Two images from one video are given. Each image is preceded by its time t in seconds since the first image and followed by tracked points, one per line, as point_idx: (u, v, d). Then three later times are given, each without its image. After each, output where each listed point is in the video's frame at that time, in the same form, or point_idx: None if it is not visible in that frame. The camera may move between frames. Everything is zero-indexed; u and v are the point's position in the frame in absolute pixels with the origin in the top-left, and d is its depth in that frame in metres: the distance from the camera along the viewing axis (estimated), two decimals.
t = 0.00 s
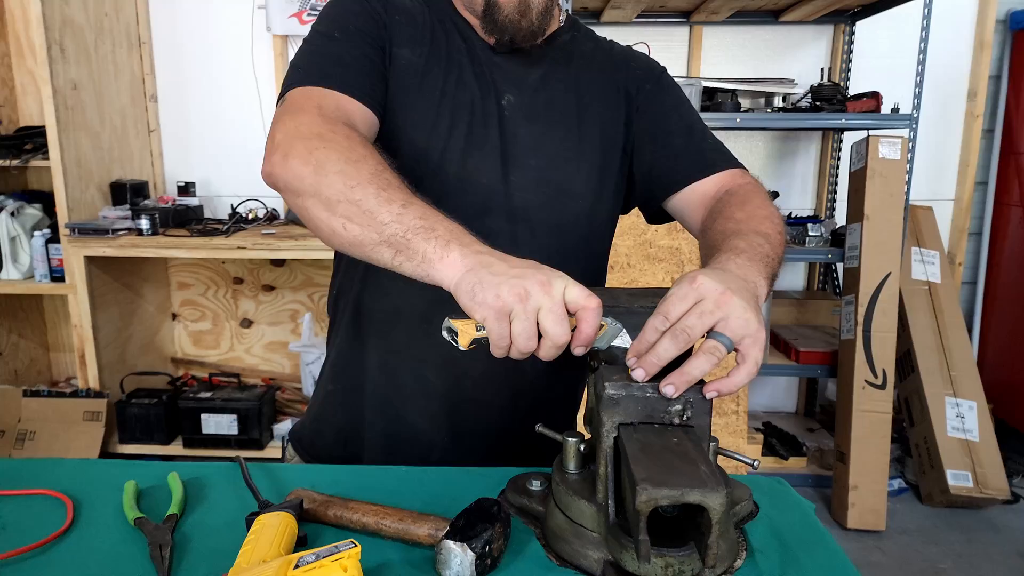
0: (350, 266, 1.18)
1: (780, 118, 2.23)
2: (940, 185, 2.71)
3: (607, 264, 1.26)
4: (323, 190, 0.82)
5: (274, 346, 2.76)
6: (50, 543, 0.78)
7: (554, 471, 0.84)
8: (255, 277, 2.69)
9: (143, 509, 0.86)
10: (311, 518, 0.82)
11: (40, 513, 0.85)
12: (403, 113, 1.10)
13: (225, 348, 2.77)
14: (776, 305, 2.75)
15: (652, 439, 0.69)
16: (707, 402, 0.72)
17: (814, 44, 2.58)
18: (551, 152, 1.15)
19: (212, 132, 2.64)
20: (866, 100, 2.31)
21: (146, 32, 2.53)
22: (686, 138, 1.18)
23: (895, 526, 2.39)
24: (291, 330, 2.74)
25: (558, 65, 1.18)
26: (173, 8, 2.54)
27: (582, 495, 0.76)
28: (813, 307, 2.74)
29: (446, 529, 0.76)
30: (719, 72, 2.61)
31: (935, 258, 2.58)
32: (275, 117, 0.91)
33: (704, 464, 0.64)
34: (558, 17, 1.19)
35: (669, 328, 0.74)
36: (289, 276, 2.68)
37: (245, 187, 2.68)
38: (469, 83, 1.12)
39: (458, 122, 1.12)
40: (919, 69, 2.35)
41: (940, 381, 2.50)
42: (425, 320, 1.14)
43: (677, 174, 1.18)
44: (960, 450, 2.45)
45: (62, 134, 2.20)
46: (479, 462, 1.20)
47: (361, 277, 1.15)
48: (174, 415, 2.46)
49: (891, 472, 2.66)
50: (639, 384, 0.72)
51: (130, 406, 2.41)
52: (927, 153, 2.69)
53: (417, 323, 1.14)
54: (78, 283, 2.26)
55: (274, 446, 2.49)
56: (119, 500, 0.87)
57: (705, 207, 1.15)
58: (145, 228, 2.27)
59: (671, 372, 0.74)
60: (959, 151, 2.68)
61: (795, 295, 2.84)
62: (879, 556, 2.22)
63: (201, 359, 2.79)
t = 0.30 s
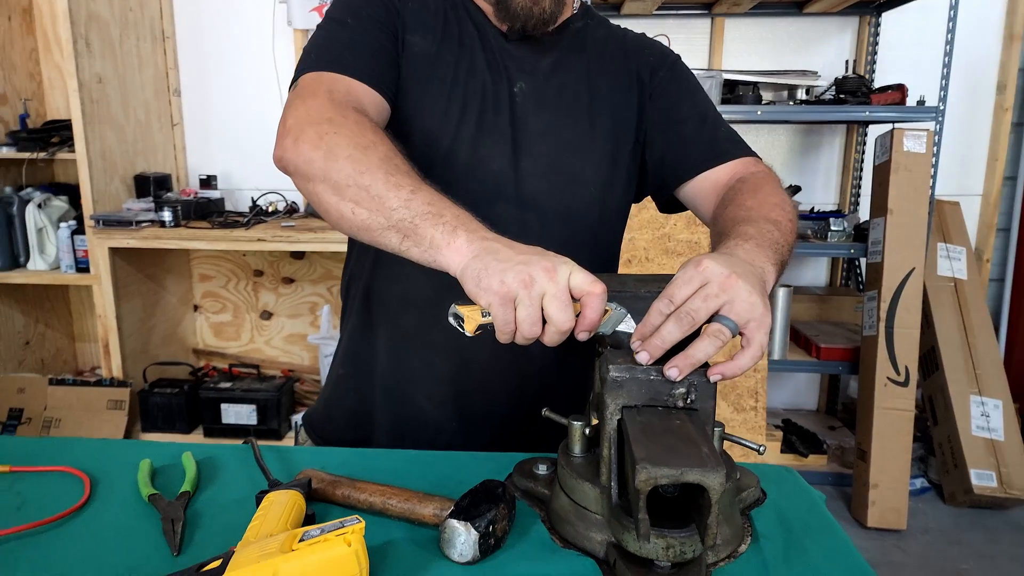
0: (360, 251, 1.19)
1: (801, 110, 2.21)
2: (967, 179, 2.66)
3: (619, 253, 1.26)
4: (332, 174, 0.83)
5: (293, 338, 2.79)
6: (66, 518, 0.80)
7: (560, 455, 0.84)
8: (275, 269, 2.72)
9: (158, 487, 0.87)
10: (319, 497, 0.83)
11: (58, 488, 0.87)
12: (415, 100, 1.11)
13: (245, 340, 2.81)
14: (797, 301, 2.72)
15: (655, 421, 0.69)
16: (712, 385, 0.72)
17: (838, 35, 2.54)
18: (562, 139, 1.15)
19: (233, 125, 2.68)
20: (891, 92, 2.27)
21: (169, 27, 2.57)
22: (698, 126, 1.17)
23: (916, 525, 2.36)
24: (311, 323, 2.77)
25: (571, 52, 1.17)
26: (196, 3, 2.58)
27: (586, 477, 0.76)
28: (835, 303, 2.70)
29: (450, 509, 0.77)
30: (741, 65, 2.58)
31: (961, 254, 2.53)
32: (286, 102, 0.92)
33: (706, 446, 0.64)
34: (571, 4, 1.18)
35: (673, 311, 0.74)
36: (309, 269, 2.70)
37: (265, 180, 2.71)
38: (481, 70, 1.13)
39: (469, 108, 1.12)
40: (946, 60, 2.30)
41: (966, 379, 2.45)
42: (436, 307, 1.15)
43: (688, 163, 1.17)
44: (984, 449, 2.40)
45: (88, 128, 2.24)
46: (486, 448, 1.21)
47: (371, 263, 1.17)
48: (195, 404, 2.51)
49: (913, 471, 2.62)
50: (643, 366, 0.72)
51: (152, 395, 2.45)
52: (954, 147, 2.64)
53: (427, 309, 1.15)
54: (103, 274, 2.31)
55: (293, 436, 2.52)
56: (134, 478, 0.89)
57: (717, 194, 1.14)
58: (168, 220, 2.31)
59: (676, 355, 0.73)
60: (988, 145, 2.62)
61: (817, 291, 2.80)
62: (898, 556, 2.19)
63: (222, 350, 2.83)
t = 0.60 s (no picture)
0: (375, 236, 1.21)
1: (823, 103, 2.17)
2: (992, 173, 2.61)
3: (633, 242, 1.26)
4: (346, 155, 0.84)
5: (311, 330, 2.82)
6: (87, 493, 0.82)
7: (570, 437, 0.84)
8: (294, 262, 2.75)
9: (176, 465, 0.89)
10: (333, 476, 0.85)
11: (80, 465, 0.89)
12: (432, 85, 1.11)
13: (264, 332, 2.85)
14: (816, 297, 2.69)
15: (664, 402, 0.69)
16: (721, 366, 0.72)
17: (861, 28, 2.51)
18: (578, 126, 1.15)
19: (253, 118, 2.70)
20: (915, 84, 2.23)
21: (192, 22, 2.60)
22: (714, 113, 1.17)
23: (935, 523, 2.33)
24: (329, 315, 2.79)
25: (588, 37, 1.17)
26: None
27: (595, 459, 0.77)
28: (856, 299, 2.67)
29: (461, 489, 0.78)
30: (761, 58, 2.55)
31: (985, 250, 2.48)
32: (303, 82, 0.94)
33: (714, 426, 0.64)
34: None
35: (683, 294, 0.74)
36: (327, 262, 2.72)
37: (284, 174, 2.73)
38: (498, 55, 1.13)
39: (486, 94, 1.13)
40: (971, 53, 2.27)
41: (989, 376, 2.41)
42: (452, 292, 1.16)
43: (703, 151, 1.17)
44: (1007, 448, 2.36)
45: (111, 121, 2.28)
46: (499, 433, 1.22)
47: (385, 247, 1.18)
48: (214, 394, 2.54)
49: (934, 468, 2.59)
50: (653, 348, 0.72)
51: (173, 385, 2.47)
52: (979, 141, 2.59)
53: (442, 293, 1.16)
54: (125, 265, 2.35)
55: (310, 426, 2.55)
56: (153, 456, 0.91)
57: (733, 181, 1.14)
58: (188, 212, 2.34)
59: (685, 338, 0.74)
60: (1014, 139, 2.57)
61: (837, 286, 2.77)
62: (917, 553, 2.17)
63: (242, 342, 2.87)
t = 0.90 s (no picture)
0: (388, 222, 1.22)
1: (840, 96, 2.15)
2: (1012, 168, 2.58)
3: (645, 232, 1.26)
4: (358, 139, 0.84)
5: (324, 323, 2.83)
6: (104, 476, 0.83)
7: (581, 426, 0.84)
8: (308, 256, 2.76)
9: (191, 450, 0.91)
10: (345, 462, 0.86)
11: (96, 449, 0.90)
12: (447, 71, 1.11)
13: (278, 325, 2.87)
14: (831, 292, 2.66)
15: (676, 389, 0.69)
16: (734, 354, 0.72)
17: (880, 19, 2.47)
18: (595, 113, 1.15)
19: (266, 110, 2.71)
20: (934, 77, 2.20)
21: (208, 16, 2.62)
22: (731, 101, 1.16)
23: (950, 520, 2.31)
24: (342, 309, 2.81)
25: (605, 25, 1.17)
26: None
27: (607, 447, 0.77)
28: (871, 294, 2.64)
29: (472, 475, 0.78)
30: (777, 50, 2.53)
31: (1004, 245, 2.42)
32: (316, 64, 0.94)
33: (725, 412, 0.64)
34: None
35: (696, 281, 0.74)
36: (340, 255, 2.73)
37: (298, 167, 2.74)
38: (515, 41, 1.12)
39: (502, 80, 1.12)
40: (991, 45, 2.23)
41: (1008, 373, 2.38)
42: (466, 280, 1.16)
43: (719, 141, 1.16)
44: None
45: (128, 115, 2.30)
46: (511, 421, 1.23)
47: (397, 233, 1.19)
48: (228, 386, 2.57)
49: (949, 465, 2.56)
50: (665, 336, 0.72)
51: (187, 376, 2.49)
52: (999, 134, 2.55)
53: (455, 281, 1.16)
54: (142, 258, 2.38)
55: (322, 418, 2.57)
56: (168, 441, 0.92)
57: (749, 170, 1.14)
58: (204, 204, 2.36)
59: (698, 325, 0.73)
60: None
61: (852, 281, 2.74)
62: (930, 550, 2.15)
63: (255, 335, 2.90)
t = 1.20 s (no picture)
0: (392, 213, 1.22)
1: (853, 88, 2.12)
2: None
3: (652, 224, 1.25)
4: (360, 129, 0.83)
5: (333, 317, 2.83)
6: (107, 466, 0.84)
7: (584, 419, 0.83)
8: (317, 250, 2.76)
9: (193, 441, 0.91)
10: (347, 454, 0.85)
11: (99, 440, 0.90)
12: (451, 61, 1.10)
13: (287, 319, 2.88)
14: (843, 287, 2.64)
15: (680, 380, 0.68)
16: (739, 346, 0.71)
17: (894, 11, 2.44)
18: (603, 103, 1.14)
19: (275, 103, 2.71)
20: (948, 69, 2.16)
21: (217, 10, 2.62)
22: (738, 91, 1.15)
23: (962, 517, 2.29)
24: (351, 303, 2.81)
25: (613, 13, 1.15)
26: None
27: (610, 440, 0.76)
28: (884, 289, 2.61)
29: (473, 468, 0.77)
30: (790, 42, 2.49)
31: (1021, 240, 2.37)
32: (318, 52, 0.93)
33: (729, 404, 0.63)
34: None
35: (701, 272, 0.72)
36: (349, 250, 2.73)
37: (307, 161, 2.74)
38: (521, 30, 1.11)
39: (507, 69, 1.11)
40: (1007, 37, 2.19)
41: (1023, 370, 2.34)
42: (470, 272, 1.15)
43: (727, 131, 1.15)
44: None
45: (138, 109, 2.31)
46: (516, 415, 1.22)
47: (401, 224, 1.18)
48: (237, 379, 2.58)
49: (962, 463, 2.53)
50: (669, 328, 0.71)
51: (197, 369, 2.50)
52: (1015, 127, 2.51)
53: (459, 273, 1.15)
54: (152, 251, 2.39)
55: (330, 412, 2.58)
56: (172, 432, 0.92)
57: (756, 162, 1.12)
58: (213, 198, 2.37)
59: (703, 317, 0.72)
60: None
61: (864, 276, 2.71)
62: (942, 548, 2.12)
63: (264, 329, 2.91)
